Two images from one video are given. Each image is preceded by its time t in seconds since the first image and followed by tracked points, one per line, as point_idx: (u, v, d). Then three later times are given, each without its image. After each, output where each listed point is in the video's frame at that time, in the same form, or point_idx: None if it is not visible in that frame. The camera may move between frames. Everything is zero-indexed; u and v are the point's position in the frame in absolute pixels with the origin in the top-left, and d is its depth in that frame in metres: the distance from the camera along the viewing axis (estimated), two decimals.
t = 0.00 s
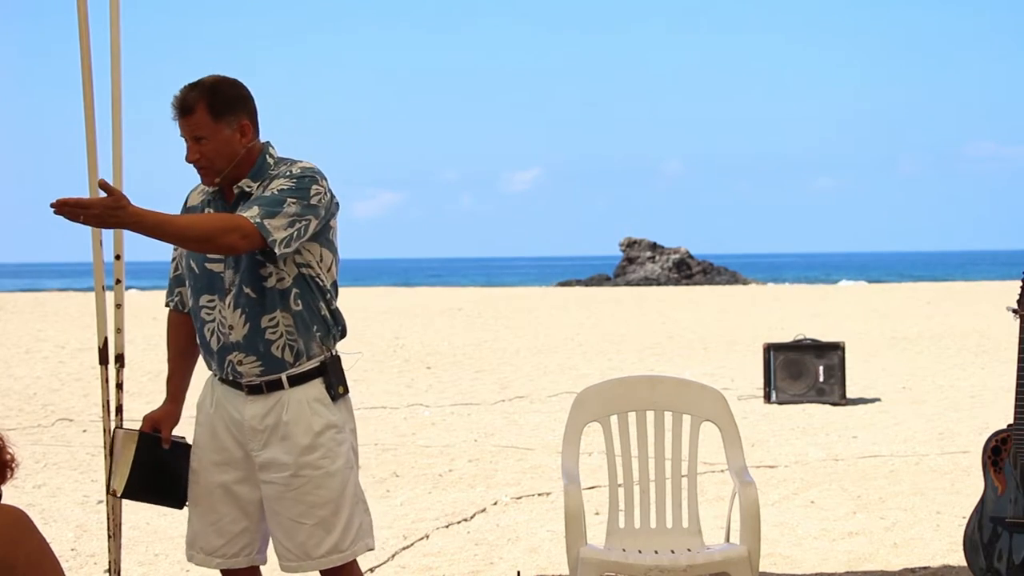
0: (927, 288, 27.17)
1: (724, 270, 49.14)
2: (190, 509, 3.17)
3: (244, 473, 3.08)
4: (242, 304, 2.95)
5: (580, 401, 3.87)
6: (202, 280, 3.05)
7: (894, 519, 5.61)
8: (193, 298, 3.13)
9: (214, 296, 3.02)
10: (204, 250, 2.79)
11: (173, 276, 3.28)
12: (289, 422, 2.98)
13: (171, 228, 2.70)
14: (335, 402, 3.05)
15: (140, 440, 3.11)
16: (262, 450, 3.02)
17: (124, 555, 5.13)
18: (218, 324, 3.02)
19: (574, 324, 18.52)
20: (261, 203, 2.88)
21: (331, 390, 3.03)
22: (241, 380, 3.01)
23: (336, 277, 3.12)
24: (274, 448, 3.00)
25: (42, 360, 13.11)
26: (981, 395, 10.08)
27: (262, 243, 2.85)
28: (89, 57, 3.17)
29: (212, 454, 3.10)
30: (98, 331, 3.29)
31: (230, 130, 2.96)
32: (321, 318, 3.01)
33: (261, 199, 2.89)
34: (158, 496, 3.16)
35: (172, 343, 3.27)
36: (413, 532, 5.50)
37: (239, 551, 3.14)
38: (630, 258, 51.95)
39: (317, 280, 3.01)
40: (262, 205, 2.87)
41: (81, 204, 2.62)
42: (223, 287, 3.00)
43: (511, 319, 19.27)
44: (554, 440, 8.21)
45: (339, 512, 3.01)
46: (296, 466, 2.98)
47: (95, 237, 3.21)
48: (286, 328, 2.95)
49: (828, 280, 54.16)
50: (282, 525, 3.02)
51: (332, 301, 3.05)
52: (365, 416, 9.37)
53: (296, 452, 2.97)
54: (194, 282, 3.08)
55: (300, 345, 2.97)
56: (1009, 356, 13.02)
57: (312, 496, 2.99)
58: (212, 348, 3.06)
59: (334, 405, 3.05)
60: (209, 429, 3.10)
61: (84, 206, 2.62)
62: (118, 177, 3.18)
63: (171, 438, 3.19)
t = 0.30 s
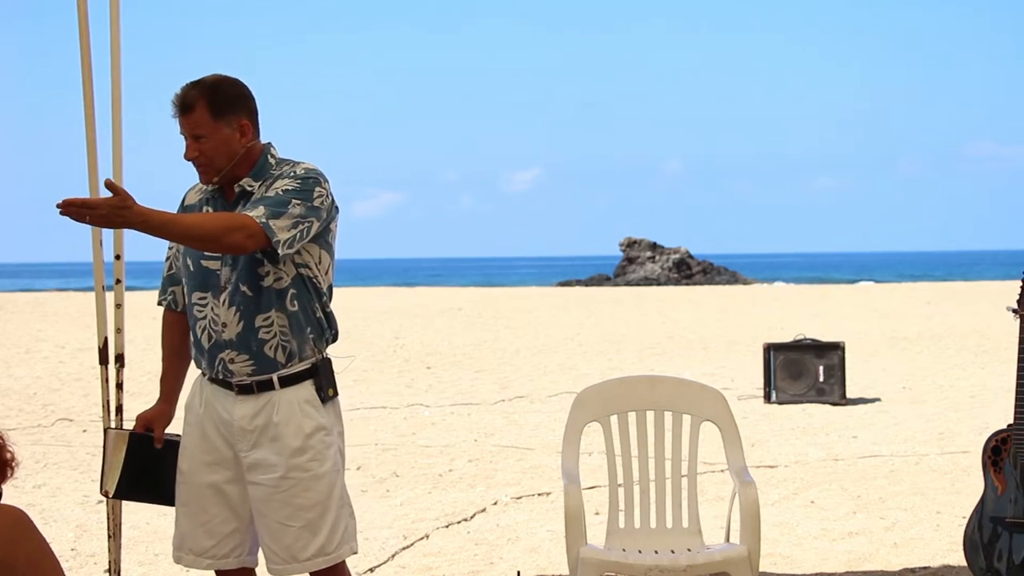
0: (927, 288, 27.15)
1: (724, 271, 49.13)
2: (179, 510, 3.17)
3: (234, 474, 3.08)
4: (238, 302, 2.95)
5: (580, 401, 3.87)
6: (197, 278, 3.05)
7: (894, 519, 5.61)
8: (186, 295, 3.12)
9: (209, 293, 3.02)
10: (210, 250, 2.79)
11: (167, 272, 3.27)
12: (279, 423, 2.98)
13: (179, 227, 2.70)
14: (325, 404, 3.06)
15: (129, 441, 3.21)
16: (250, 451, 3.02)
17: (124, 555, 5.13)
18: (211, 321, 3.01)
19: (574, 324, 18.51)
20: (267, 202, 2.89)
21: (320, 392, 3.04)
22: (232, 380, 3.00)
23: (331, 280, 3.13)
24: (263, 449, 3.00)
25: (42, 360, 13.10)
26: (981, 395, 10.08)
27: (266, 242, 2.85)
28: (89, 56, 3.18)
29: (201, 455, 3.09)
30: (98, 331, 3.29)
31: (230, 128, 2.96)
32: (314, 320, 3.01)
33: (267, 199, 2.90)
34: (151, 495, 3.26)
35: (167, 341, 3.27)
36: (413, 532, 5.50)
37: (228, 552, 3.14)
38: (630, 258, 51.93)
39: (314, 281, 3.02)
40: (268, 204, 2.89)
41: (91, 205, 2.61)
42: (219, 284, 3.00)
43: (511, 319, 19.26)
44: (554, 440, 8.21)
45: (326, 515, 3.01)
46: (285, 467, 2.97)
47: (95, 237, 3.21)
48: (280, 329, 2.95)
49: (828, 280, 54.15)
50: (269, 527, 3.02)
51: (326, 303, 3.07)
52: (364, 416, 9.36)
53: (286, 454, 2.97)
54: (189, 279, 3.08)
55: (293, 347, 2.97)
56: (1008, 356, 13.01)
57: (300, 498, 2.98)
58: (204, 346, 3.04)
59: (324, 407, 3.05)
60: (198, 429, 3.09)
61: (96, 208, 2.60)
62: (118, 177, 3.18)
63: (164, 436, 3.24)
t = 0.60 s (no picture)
0: (926, 288, 27.17)
1: (724, 271, 49.11)
2: (176, 509, 3.16)
3: (230, 473, 3.09)
4: (238, 299, 2.95)
5: (581, 401, 3.87)
6: (199, 272, 3.05)
7: (894, 519, 5.61)
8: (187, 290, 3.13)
9: (209, 288, 3.02)
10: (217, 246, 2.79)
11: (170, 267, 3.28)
12: (272, 424, 2.98)
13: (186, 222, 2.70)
14: (320, 407, 3.06)
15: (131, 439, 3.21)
16: (245, 451, 3.02)
17: (124, 555, 5.13)
18: (209, 316, 3.01)
19: (575, 324, 18.51)
20: (275, 201, 2.89)
21: (315, 394, 3.03)
22: (226, 378, 3.00)
23: (333, 283, 3.13)
24: (257, 450, 3.00)
25: (41, 360, 13.10)
26: (980, 395, 10.08)
27: (272, 241, 2.85)
28: (89, 56, 3.18)
29: (197, 454, 3.09)
30: (98, 331, 3.29)
31: (241, 125, 2.96)
32: (313, 322, 3.01)
33: (276, 198, 2.91)
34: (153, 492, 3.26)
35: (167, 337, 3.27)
36: (413, 532, 5.50)
37: (227, 550, 3.14)
38: (630, 258, 51.92)
39: (316, 281, 3.02)
40: (276, 203, 2.89)
41: (100, 201, 2.62)
42: (221, 280, 3.01)
43: (511, 319, 19.25)
44: (554, 440, 8.21)
45: (318, 517, 3.01)
46: (278, 468, 2.97)
47: (95, 237, 3.21)
48: (277, 328, 2.95)
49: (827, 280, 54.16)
50: (261, 528, 3.02)
51: (327, 305, 3.07)
52: (364, 416, 9.36)
53: (279, 455, 2.97)
54: (191, 275, 3.08)
55: (290, 347, 2.97)
56: (1008, 356, 13.01)
57: (292, 500, 2.98)
58: (201, 341, 3.04)
59: (318, 409, 3.06)
60: (193, 429, 3.09)
61: (104, 204, 2.61)
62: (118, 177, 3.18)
63: (166, 434, 3.25)
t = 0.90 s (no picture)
0: (926, 288, 27.17)
1: (724, 270, 49.08)
2: (169, 510, 3.16)
3: (223, 475, 3.08)
4: (237, 298, 2.95)
5: (580, 400, 3.87)
6: (200, 271, 3.05)
7: (894, 519, 5.61)
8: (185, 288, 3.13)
9: (209, 287, 3.02)
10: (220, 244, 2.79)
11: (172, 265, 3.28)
12: (265, 426, 2.97)
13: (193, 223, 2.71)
14: (313, 409, 3.06)
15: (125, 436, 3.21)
16: (237, 453, 3.01)
17: (124, 555, 5.13)
18: (208, 315, 3.01)
19: (575, 324, 18.49)
20: (282, 201, 2.89)
21: (308, 397, 3.04)
22: (220, 378, 3.00)
23: (333, 289, 3.13)
24: (249, 452, 3.00)
25: (41, 360, 13.10)
26: (980, 395, 10.08)
27: (277, 241, 2.85)
28: (89, 56, 3.18)
29: (191, 455, 3.10)
30: (98, 331, 3.29)
31: (254, 124, 2.97)
32: (310, 325, 3.01)
33: (284, 199, 2.91)
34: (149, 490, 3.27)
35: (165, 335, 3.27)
36: (412, 532, 5.50)
37: (220, 552, 3.14)
38: (630, 258, 51.92)
39: (316, 285, 3.02)
40: (284, 203, 2.89)
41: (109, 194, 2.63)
42: (221, 279, 3.01)
43: (511, 319, 19.24)
44: (554, 440, 8.20)
45: (310, 520, 3.00)
46: (271, 470, 2.97)
47: (95, 237, 3.21)
48: (274, 330, 2.95)
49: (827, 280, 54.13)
50: (253, 530, 3.02)
51: (324, 310, 3.07)
52: (364, 416, 9.36)
53: (271, 457, 2.97)
54: (191, 273, 3.08)
55: (285, 350, 2.97)
56: (1008, 356, 13.01)
57: (284, 502, 2.98)
58: (198, 339, 3.04)
59: (312, 412, 3.06)
60: (187, 430, 3.09)
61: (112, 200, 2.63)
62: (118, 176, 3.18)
63: (161, 433, 3.25)
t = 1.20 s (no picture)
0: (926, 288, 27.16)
1: (724, 270, 49.06)
2: (167, 510, 3.16)
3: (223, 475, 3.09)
4: (238, 298, 2.95)
5: (580, 401, 3.87)
6: (201, 270, 3.05)
7: (894, 519, 5.61)
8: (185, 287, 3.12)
9: (210, 285, 3.02)
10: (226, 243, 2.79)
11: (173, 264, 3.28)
12: (264, 426, 2.97)
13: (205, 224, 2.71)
14: (312, 410, 3.05)
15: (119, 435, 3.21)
16: (236, 454, 3.02)
17: (124, 555, 5.13)
18: (207, 314, 3.01)
19: (575, 324, 18.49)
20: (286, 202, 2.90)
21: (307, 397, 3.03)
22: (219, 378, 3.00)
23: (334, 291, 3.13)
24: (249, 451, 3.00)
25: (42, 360, 13.10)
26: (981, 395, 10.07)
27: (281, 241, 2.85)
28: (89, 57, 3.18)
29: (190, 455, 3.10)
30: (98, 331, 3.28)
31: (260, 123, 2.97)
32: (311, 326, 3.01)
33: (288, 200, 2.91)
34: (145, 488, 3.27)
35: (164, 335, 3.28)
36: (412, 532, 5.50)
37: (219, 552, 3.14)
38: (630, 258, 51.93)
39: (317, 287, 3.02)
40: (289, 203, 2.90)
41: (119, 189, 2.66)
42: (221, 278, 3.01)
43: (511, 319, 19.24)
44: (553, 440, 8.20)
45: (309, 520, 3.00)
46: (269, 471, 2.97)
47: (94, 237, 3.21)
48: (275, 330, 2.95)
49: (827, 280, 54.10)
50: (252, 531, 3.02)
51: (325, 312, 3.07)
52: (364, 416, 9.36)
53: (271, 457, 2.97)
54: (191, 272, 3.08)
55: (285, 350, 2.97)
56: (1008, 356, 13.00)
57: (283, 503, 2.98)
58: (197, 338, 3.04)
59: (311, 412, 3.05)
60: (186, 430, 3.09)
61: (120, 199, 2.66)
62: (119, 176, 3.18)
63: (156, 432, 3.26)
